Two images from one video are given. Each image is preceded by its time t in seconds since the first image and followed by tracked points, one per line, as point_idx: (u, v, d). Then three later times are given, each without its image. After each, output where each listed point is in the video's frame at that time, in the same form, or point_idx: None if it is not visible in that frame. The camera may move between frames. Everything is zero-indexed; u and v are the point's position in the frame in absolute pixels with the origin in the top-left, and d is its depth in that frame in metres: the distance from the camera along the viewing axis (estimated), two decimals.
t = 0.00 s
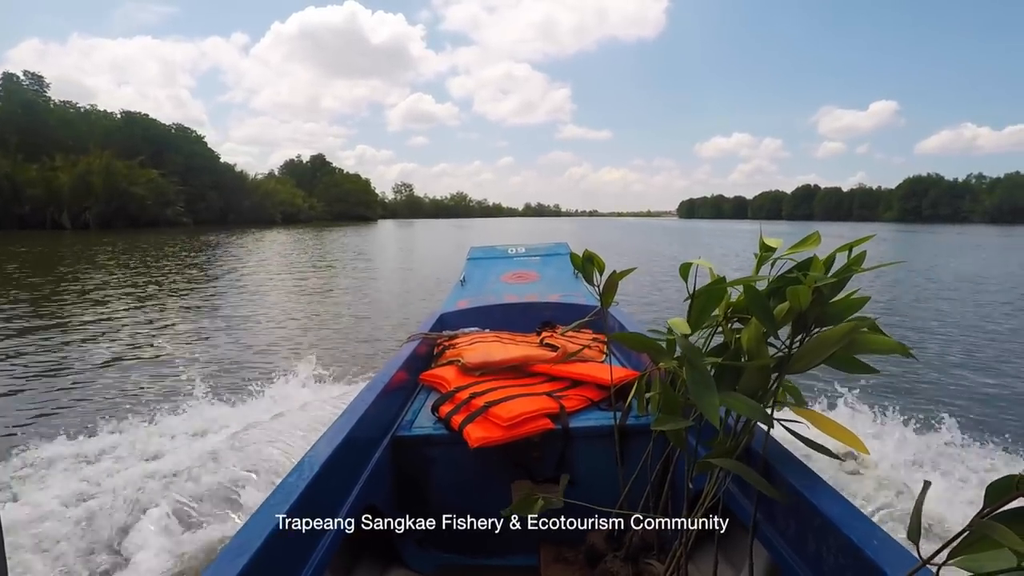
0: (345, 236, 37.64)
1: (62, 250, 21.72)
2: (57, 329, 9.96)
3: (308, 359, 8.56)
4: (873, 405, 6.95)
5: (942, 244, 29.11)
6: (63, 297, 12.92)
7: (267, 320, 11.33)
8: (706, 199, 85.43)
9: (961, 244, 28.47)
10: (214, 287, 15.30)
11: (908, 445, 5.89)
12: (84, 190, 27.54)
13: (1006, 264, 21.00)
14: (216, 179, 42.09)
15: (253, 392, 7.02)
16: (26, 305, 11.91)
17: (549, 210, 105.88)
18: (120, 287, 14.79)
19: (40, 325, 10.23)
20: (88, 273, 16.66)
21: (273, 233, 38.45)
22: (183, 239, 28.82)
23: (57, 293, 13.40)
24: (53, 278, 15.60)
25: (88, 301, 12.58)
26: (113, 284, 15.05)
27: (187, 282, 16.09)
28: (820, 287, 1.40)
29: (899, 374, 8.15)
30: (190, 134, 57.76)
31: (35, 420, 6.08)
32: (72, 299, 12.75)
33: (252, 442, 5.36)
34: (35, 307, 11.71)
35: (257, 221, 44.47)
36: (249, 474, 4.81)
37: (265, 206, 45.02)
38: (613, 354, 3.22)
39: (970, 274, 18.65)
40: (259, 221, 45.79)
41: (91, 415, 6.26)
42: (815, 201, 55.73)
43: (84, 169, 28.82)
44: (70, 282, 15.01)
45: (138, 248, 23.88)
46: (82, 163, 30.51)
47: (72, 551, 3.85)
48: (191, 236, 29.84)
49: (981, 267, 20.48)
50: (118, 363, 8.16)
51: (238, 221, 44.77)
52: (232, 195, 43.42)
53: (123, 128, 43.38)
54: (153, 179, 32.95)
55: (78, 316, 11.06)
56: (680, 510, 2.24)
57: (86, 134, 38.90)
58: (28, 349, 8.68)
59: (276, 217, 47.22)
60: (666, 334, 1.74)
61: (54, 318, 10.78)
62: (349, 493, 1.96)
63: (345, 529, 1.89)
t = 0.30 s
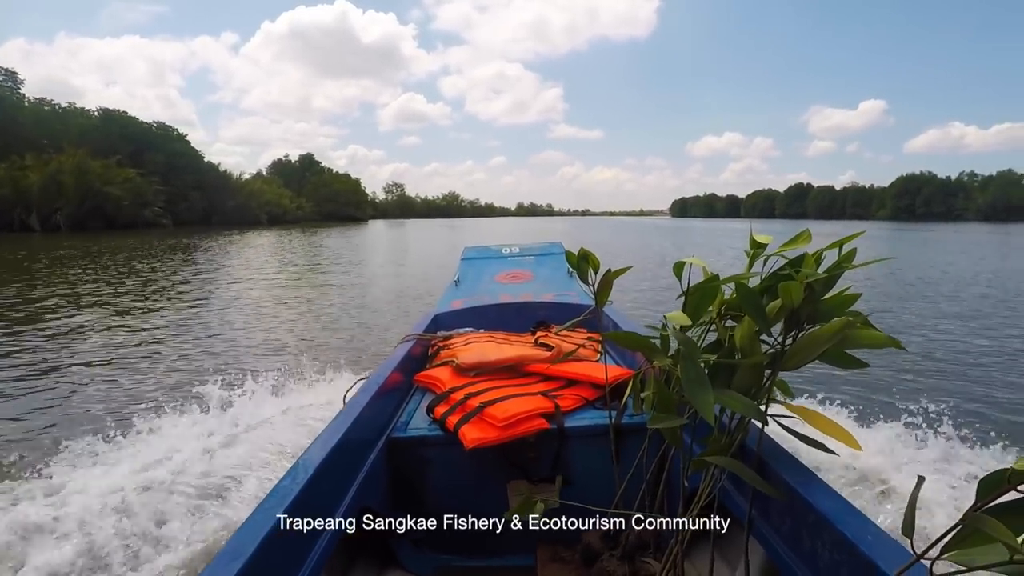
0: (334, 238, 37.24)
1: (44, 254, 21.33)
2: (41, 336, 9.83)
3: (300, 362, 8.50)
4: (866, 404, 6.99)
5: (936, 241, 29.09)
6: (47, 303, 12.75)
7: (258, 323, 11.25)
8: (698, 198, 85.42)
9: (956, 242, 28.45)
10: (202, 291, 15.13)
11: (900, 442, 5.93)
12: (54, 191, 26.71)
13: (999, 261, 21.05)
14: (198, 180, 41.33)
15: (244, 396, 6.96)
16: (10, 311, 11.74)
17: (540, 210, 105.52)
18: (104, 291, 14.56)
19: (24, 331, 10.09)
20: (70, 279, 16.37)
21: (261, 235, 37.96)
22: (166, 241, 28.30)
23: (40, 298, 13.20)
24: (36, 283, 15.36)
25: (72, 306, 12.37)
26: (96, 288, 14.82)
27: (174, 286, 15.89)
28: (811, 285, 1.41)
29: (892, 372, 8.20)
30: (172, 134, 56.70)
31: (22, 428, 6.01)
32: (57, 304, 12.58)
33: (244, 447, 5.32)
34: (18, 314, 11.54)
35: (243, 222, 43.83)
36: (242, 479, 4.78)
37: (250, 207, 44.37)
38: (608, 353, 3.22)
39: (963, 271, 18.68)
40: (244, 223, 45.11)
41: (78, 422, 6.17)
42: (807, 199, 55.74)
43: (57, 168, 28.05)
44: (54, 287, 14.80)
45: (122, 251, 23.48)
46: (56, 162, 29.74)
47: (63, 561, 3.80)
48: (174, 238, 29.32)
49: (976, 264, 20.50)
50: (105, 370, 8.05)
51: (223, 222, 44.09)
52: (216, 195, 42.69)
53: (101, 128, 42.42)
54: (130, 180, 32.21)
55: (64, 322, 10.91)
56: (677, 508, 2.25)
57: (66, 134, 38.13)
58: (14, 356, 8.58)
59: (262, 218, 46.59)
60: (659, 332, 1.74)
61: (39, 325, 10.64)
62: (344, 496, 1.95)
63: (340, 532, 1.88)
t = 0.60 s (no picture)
0: (316, 240, 36.68)
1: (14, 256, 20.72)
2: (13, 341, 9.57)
3: (282, 366, 8.39)
4: (847, 406, 7.08)
5: (917, 245, 29.42)
6: (18, 306, 12.39)
7: (239, 327, 11.08)
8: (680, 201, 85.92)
9: (936, 246, 28.80)
10: (179, 294, 14.83)
11: (880, 442, 6.01)
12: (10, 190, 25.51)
13: (978, 265, 21.35)
14: (171, 179, 40.23)
15: (225, 401, 6.86)
16: None
17: (524, 212, 105.46)
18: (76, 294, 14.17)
19: None
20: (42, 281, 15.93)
21: (238, 237, 37.24)
22: (139, 242, 27.57)
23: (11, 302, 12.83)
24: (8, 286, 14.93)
25: (42, 309, 12.03)
26: (67, 290, 14.43)
27: (150, 289, 15.55)
28: (794, 285, 1.43)
29: (873, 374, 8.30)
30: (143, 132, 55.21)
31: None
32: (29, 308, 12.24)
33: (226, 453, 5.24)
34: None
35: (218, 223, 42.88)
36: (224, 485, 4.70)
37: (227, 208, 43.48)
38: (595, 354, 3.24)
39: (943, 275, 18.95)
40: (220, 223, 44.15)
41: (53, 429, 6.03)
42: (789, 203, 56.26)
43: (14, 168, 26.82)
44: (26, 290, 14.40)
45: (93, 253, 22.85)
46: (18, 161, 28.56)
47: (38, 568, 3.71)
48: (147, 239, 28.60)
49: (956, 267, 20.78)
50: (80, 375, 7.85)
51: (197, 223, 43.08)
52: (189, 195, 41.63)
53: (70, 126, 41.10)
54: (99, 179, 31.21)
55: (37, 325, 10.64)
56: (664, 508, 2.26)
57: (34, 132, 36.93)
58: None
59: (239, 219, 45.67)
60: (646, 333, 1.76)
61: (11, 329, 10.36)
62: (331, 500, 1.93)
63: (327, 537, 1.86)
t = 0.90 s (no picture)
0: (303, 240, 36.16)
1: None
2: None
3: (270, 368, 8.30)
4: (836, 405, 7.12)
5: (906, 246, 29.60)
6: None
7: (225, 328, 10.93)
8: (670, 201, 85.98)
9: (925, 247, 28.99)
10: (162, 295, 14.60)
11: (868, 441, 6.06)
12: None
13: (965, 265, 21.54)
14: (150, 176, 39.29)
15: (212, 402, 6.77)
16: None
17: (514, 212, 104.87)
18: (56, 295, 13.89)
19: None
20: (21, 282, 15.61)
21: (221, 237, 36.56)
22: (119, 242, 26.96)
23: None
24: None
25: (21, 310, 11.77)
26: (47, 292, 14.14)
27: (132, 290, 15.28)
28: (784, 285, 1.44)
29: (860, 374, 8.37)
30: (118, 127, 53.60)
31: None
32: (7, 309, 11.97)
33: (213, 456, 5.16)
34: None
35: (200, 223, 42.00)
36: (212, 489, 4.63)
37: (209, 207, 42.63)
38: (586, 354, 3.24)
39: (930, 275, 19.11)
40: (203, 223, 43.33)
41: (34, 432, 5.91)
42: (779, 204, 56.49)
43: None
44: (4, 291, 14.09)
45: (71, 253, 22.33)
46: None
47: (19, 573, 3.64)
48: (127, 239, 27.96)
49: (944, 268, 20.95)
50: (61, 378, 7.69)
51: (175, 222, 42.02)
52: (170, 193, 40.67)
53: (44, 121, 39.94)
54: (76, 177, 30.35)
55: (15, 327, 10.41)
56: (656, 507, 2.27)
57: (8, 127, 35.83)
58: None
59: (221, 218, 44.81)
60: (638, 333, 1.76)
61: None
62: (322, 502, 1.92)
63: (318, 539, 1.85)
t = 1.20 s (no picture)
0: (286, 241, 35.58)
1: None
2: None
3: (254, 370, 8.21)
4: (822, 402, 7.20)
5: (890, 244, 29.86)
6: None
7: (208, 331, 10.77)
8: (655, 200, 86.29)
9: (908, 245, 29.29)
10: (141, 298, 14.33)
11: (853, 437, 6.14)
12: None
13: (948, 263, 21.77)
14: (124, 175, 38.22)
15: (196, 406, 6.67)
16: None
17: (500, 211, 104.74)
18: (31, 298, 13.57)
19: None
20: None
21: (200, 237, 35.81)
22: (94, 244, 26.27)
23: None
24: None
25: None
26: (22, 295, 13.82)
27: (109, 292, 14.97)
28: (769, 283, 1.46)
29: (844, 371, 8.47)
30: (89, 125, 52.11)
31: None
32: None
33: (197, 461, 5.09)
34: None
35: (177, 224, 41.09)
36: (196, 493, 4.57)
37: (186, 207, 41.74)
38: (575, 353, 3.25)
39: (914, 272, 19.33)
40: (182, 224, 42.42)
41: (11, 440, 5.77)
42: (763, 203, 56.97)
43: None
44: None
45: (44, 255, 21.77)
46: None
47: None
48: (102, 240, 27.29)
49: (927, 266, 21.19)
50: (38, 383, 7.51)
51: (151, 223, 40.97)
52: (146, 194, 39.70)
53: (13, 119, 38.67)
54: (47, 177, 29.44)
55: None
56: (645, 505, 2.28)
57: None
58: None
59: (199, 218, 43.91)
60: (625, 331, 1.76)
61: None
62: (310, 505, 1.90)
63: (307, 542, 1.83)
